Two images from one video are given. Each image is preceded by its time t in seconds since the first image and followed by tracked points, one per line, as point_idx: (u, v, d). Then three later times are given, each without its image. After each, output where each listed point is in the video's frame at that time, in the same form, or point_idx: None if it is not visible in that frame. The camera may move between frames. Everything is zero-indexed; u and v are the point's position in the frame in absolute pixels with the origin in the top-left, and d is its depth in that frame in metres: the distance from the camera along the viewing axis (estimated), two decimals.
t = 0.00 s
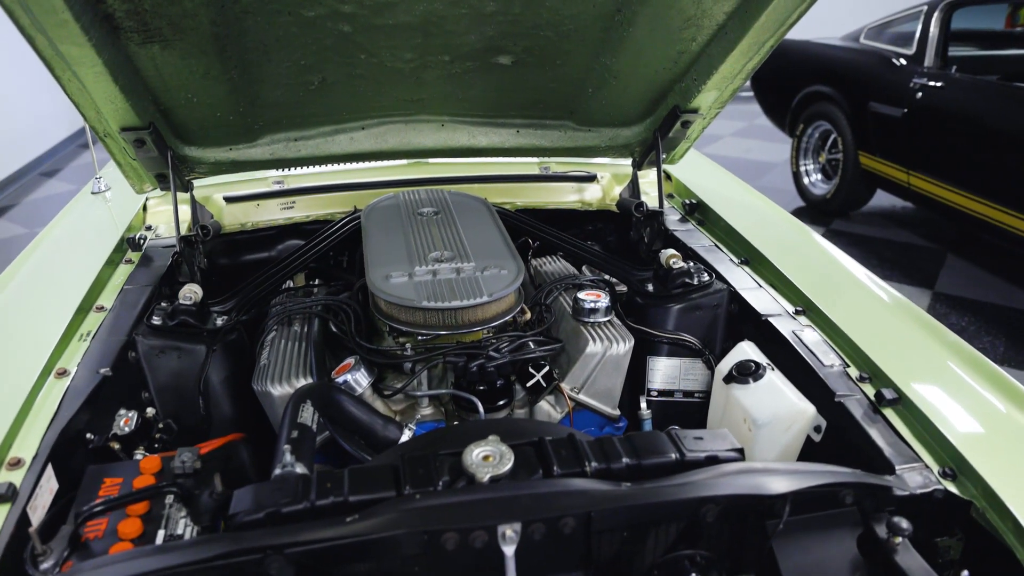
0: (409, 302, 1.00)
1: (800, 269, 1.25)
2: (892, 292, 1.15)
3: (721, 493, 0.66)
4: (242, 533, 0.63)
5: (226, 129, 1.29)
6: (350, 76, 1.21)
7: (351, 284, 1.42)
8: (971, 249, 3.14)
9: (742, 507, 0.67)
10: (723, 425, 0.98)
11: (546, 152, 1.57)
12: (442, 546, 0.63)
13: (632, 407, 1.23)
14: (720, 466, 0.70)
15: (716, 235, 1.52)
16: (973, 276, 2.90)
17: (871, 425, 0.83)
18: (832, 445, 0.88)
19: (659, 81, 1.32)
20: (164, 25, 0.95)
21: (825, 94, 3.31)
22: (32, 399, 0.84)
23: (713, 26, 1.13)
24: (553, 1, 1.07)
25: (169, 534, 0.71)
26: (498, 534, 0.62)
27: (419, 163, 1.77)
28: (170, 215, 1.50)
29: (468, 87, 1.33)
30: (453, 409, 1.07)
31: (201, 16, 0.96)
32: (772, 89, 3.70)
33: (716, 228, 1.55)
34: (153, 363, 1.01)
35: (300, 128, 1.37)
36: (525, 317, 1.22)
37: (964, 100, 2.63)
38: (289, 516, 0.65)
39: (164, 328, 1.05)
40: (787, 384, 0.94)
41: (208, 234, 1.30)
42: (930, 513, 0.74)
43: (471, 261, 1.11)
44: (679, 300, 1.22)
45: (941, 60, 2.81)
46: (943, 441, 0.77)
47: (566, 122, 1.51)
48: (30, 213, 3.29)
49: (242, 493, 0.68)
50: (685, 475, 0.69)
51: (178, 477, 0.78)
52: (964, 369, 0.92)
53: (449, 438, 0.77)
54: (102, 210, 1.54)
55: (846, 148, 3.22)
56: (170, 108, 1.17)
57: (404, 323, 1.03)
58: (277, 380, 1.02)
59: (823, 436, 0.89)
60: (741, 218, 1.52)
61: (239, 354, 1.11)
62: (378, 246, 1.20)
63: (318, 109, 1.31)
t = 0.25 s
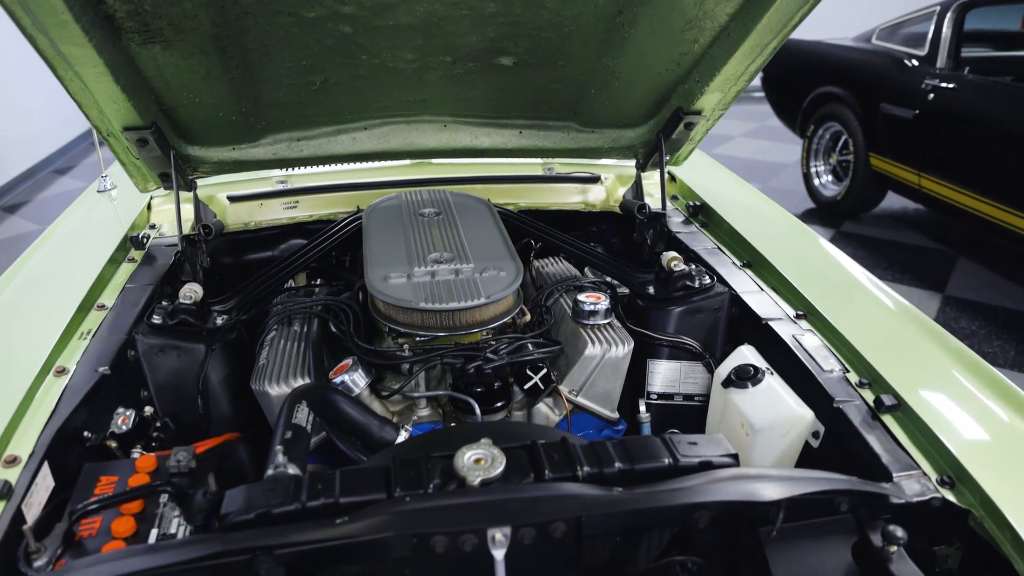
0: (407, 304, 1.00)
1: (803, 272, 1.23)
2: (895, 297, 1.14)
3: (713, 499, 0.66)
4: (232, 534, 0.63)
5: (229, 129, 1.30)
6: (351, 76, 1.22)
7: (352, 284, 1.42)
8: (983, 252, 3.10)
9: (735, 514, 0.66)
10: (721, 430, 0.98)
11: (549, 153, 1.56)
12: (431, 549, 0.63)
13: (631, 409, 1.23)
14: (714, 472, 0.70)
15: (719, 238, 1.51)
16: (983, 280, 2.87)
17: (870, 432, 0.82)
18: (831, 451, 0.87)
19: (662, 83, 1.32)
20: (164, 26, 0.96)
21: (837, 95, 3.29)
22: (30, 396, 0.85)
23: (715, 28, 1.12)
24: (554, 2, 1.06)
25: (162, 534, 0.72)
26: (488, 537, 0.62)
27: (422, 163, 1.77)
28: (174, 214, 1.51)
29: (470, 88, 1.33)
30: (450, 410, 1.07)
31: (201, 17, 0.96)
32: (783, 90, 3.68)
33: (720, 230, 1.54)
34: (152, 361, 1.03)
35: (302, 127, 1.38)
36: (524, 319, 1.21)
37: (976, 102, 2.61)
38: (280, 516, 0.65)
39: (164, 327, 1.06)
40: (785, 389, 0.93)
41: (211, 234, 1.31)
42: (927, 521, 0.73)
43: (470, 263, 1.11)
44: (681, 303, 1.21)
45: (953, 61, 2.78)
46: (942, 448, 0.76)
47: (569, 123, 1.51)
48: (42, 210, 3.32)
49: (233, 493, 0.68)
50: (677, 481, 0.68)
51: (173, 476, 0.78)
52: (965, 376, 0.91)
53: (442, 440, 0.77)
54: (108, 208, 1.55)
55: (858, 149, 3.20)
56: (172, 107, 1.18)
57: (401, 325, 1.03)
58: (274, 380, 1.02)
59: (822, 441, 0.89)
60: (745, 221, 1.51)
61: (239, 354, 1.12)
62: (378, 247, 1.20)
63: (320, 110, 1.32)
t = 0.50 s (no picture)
0: (404, 305, 1.00)
1: (805, 276, 1.22)
2: (898, 302, 1.13)
3: (705, 506, 0.65)
4: (221, 535, 0.63)
5: (231, 129, 1.30)
6: (352, 77, 1.22)
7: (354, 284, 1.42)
8: (994, 255, 3.07)
9: (727, 521, 0.66)
10: (720, 434, 0.97)
11: (552, 154, 1.56)
12: (420, 552, 0.62)
13: (631, 412, 1.22)
14: (707, 478, 0.69)
15: (722, 240, 1.50)
16: (995, 283, 2.83)
17: (868, 438, 0.81)
18: (829, 457, 0.86)
19: (664, 85, 1.31)
20: (164, 27, 0.96)
21: (849, 96, 3.26)
22: (28, 395, 0.85)
23: (718, 29, 1.11)
24: (555, 3, 1.06)
25: (154, 534, 0.72)
26: (477, 541, 0.62)
27: (426, 164, 1.77)
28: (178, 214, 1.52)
29: (472, 89, 1.33)
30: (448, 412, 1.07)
31: (200, 18, 0.97)
32: (795, 91, 3.66)
33: (723, 233, 1.53)
34: (152, 360, 1.04)
35: (305, 128, 1.38)
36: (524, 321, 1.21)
37: (988, 103, 2.57)
38: (270, 518, 0.65)
39: (164, 327, 1.06)
40: (784, 394, 0.92)
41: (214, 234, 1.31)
42: (924, 530, 0.72)
43: (468, 264, 1.11)
44: (682, 306, 1.20)
45: (966, 62, 2.74)
46: (941, 457, 0.75)
47: (572, 124, 1.50)
48: (54, 208, 3.35)
49: (225, 493, 0.68)
50: (670, 487, 0.68)
51: (168, 475, 0.78)
52: (967, 383, 0.90)
53: (434, 444, 0.77)
54: (113, 207, 1.56)
55: (869, 150, 3.17)
56: (174, 107, 1.18)
57: (399, 326, 1.03)
58: (272, 380, 1.02)
59: (820, 448, 0.87)
60: (748, 224, 1.50)
61: (239, 353, 1.13)
62: (378, 248, 1.20)
63: (322, 110, 1.32)
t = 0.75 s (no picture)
0: (402, 305, 1.00)
1: (807, 280, 1.21)
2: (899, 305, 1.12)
3: (697, 511, 0.65)
4: (212, 533, 0.63)
5: (234, 128, 1.31)
6: (354, 77, 1.22)
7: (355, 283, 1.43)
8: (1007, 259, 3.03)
9: (719, 527, 0.65)
10: (718, 438, 0.96)
11: (555, 155, 1.55)
12: (409, 554, 0.62)
13: (631, 415, 1.22)
14: (700, 483, 0.69)
15: (725, 242, 1.49)
16: (1007, 287, 2.80)
17: (866, 444, 0.80)
18: (827, 463, 0.85)
19: (668, 86, 1.30)
20: (166, 26, 0.97)
21: (861, 97, 3.23)
22: (27, 391, 0.86)
23: (721, 30, 1.10)
24: (556, 3, 1.06)
25: (147, 531, 0.72)
26: (466, 544, 0.62)
27: (430, 163, 1.77)
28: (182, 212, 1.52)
29: (475, 89, 1.32)
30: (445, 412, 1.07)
31: (202, 18, 0.97)
32: (806, 91, 3.62)
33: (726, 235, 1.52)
34: (152, 358, 1.05)
35: (308, 127, 1.38)
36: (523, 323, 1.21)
37: (1000, 105, 2.54)
38: (261, 517, 0.65)
39: (164, 324, 1.07)
40: (783, 399, 0.91)
41: (216, 231, 1.33)
42: (921, 537, 0.71)
43: (468, 265, 1.11)
44: (682, 308, 1.19)
45: (980, 63, 2.71)
46: (940, 465, 0.75)
47: (576, 125, 1.50)
48: (67, 205, 3.39)
49: (218, 492, 0.68)
50: (663, 491, 0.67)
51: (163, 473, 0.78)
52: (968, 389, 0.89)
53: (426, 445, 0.77)
54: (118, 205, 1.57)
55: (885, 151, 3.14)
56: (176, 106, 1.19)
57: (397, 326, 1.03)
58: (270, 379, 1.03)
59: (817, 453, 0.87)
60: (752, 226, 1.49)
61: (239, 352, 1.13)
62: (378, 248, 1.20)
63: (324, 109, 1.32)
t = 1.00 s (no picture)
0: (399, 305, 1.00)
1: (808, 282, 1.20)
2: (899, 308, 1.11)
3: (687, 514, 0.64)
4: (202, 531, 0.64)
5: (237, 127, 1.32)
6: (355, 77, 1.22)
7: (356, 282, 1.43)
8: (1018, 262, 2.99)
9: (710, 531, 0.65)
10: (714, 442, 0.95)
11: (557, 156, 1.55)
12: (397, 554, 0.62)
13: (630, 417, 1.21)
14: (692, 486, 0.68)
15: (727, 244, 1.48)
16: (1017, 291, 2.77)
17: (861, 449, 0.80)
18: (823, 467, 0.85)
19: (670, 87, 1.29)
20: (166, 25, 0.97)
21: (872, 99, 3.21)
22: (24, 388, 0.87)
23: (722, 31, 1.09)
24: (556, 4, 1.05)
25: (140, 528, 0.73)
26: (455, 545, 0.61)
27: (433, 163, 1.77)
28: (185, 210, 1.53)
29: (476, 89, 1.32)
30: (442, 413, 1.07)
31: (201, 17, 0.98)
32: (817, 92, 3.60)
33: (728, 237, 1.51)
34: (151, 356, 1.05)
35: (310, 127, 1.39)
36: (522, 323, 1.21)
37: (1011, 107, 2.51)
38: (251, 515, 0.65)
39: (164, 322, 1.08)
40: (780, 403, 0.91)
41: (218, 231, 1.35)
42: (915, 544, 0.71)
43: (466, 266, 1.10)
44: (682, 310, 1.19)
45: (993, 64, 2.68)
46: (936, 471, 0.74)
47: (578, 126, 1.49)
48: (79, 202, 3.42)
49: (210, 490, 0.69)
50: (653, 495, 0.67)
51: (156, 470, 0.77)
52: (967, 394, 0.88)
53: (419, 445, 0.77)
54: (123, 203, 1.59)
55: (894, 154, 3.12)
56: (178, 105, 1.20)
57: (394, 326, 1.04)
58: (268, 377, 1.03)
59: (813, 458, 0.87)
60: (753, 227, 1.48)
61: (238, 350, 1.14)
62: (378, 248, 1.20)
63: (326, 109, 1.33)
